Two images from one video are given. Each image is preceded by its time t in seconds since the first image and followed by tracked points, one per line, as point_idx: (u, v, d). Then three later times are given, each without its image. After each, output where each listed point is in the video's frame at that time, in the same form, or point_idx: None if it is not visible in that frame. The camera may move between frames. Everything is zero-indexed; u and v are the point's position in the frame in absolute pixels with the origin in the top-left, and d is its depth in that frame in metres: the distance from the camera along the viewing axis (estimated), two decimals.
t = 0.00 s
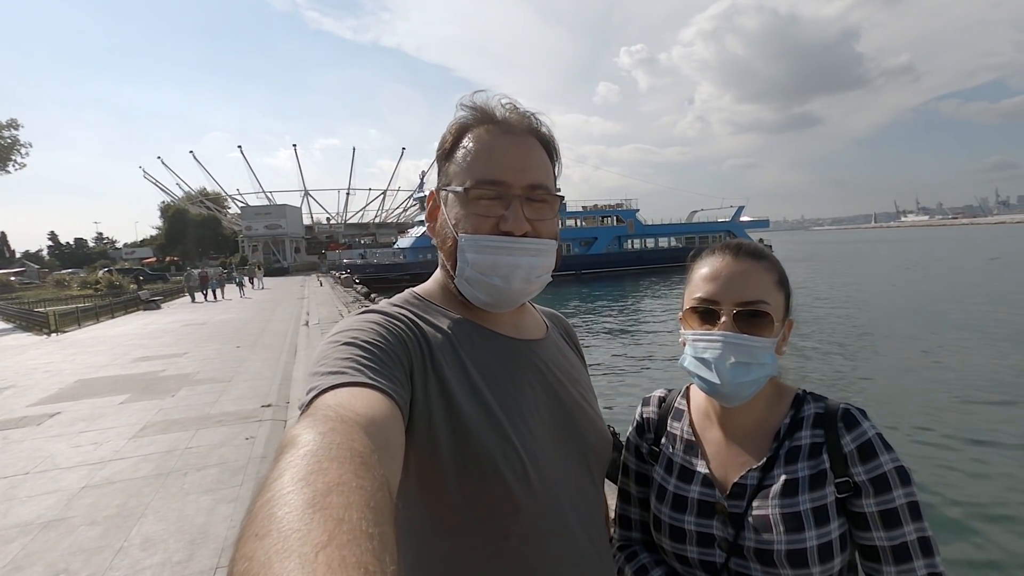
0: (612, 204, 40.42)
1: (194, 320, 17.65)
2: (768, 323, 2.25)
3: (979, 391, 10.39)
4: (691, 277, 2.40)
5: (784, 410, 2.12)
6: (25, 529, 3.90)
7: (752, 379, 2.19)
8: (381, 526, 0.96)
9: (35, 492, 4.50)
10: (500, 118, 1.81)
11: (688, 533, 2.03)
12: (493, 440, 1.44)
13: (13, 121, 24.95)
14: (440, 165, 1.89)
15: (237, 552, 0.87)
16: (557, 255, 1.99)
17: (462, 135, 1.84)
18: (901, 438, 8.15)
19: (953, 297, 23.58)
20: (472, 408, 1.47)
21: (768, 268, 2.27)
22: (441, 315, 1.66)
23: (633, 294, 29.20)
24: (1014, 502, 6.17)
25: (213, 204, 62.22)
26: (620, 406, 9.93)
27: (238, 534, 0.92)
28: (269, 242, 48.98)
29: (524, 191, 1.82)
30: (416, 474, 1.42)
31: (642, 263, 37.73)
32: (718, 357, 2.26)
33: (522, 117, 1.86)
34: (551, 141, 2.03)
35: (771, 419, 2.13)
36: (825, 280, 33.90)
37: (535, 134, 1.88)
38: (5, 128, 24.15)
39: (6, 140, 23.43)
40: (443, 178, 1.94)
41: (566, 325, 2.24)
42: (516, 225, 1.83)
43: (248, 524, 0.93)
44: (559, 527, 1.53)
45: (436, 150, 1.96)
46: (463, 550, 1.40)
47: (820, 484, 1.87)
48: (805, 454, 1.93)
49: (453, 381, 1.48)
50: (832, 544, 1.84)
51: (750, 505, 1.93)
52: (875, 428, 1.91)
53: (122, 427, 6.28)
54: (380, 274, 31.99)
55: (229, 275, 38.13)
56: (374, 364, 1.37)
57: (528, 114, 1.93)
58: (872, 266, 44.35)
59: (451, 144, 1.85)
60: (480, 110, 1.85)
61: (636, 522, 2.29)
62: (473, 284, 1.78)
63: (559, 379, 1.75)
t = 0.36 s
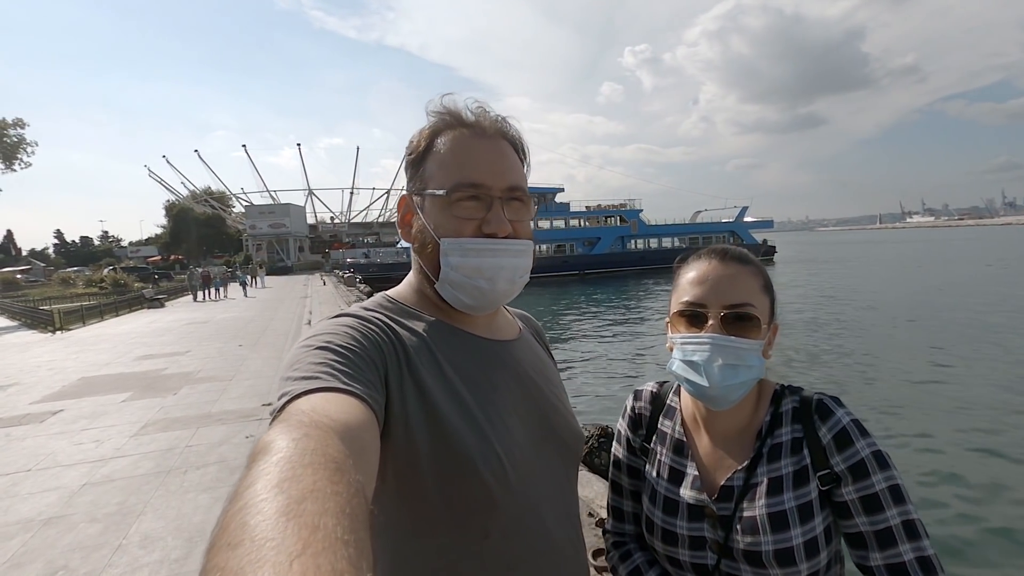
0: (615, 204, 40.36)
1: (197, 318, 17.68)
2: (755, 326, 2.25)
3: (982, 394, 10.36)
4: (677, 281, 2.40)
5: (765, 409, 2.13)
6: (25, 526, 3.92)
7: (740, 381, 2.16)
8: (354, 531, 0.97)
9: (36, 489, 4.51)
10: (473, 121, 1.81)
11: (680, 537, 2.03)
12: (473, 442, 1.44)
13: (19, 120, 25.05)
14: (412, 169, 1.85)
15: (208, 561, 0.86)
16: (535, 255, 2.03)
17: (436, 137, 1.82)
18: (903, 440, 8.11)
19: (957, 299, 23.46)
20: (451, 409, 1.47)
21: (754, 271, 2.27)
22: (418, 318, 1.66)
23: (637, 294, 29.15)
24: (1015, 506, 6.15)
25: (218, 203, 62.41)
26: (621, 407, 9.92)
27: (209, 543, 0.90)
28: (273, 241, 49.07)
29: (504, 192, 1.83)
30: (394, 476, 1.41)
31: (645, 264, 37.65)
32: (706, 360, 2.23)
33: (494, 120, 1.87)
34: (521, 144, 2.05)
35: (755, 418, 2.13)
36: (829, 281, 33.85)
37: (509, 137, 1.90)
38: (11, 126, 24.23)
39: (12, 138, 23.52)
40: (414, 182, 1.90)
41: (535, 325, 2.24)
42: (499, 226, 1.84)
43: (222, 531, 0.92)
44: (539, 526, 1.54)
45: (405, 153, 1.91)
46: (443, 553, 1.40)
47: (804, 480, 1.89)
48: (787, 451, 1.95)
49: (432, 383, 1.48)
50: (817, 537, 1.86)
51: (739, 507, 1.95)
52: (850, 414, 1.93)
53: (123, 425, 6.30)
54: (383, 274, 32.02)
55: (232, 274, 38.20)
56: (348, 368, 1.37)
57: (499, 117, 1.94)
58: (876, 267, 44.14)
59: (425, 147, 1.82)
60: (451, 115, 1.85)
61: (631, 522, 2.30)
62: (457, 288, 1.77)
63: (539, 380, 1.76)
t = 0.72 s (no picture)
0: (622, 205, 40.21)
1: (206, 317, 17.84)
2: (721, 327, 2.27)
3: (992, 397, 10.21)
4: (643, 284, 2.42)
5: (743, 411, 2.14)
6: (27, 522, 3.96)
7: (709, 385, 2.19)
8: (319, 536, 0.95)
9: (39, 485, 4.57)
10: (436, 122, 1.81)
11: (656, 541, 2.03)
12: (436, 445, 1.44)
13: (33, 121, 25.44)
14: (373, 169, 1.82)
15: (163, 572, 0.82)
16: (497, 256, 2.04)
17: (398, 137, 1.80)
18: (910, 443, 8.02)
19: (970, 302, 23.10)
20: (413, 412, 1.46)
21: (718, 270, 2.30)
22: (376, 320, 1.64)
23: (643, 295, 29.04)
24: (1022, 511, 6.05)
25: (228, 203, 62.94)
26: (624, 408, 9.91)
27: (161, 559, 0.86)
28: (282, 241, 49.40)
29: (467, 194, 1.84)
30: (354, 482, 1.39)
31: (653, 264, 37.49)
32: (674, 364, 2.26)
33: (455, 122, 1.88)
34: (480, 145, 2.06)
35: (732, 420, 2.14)
36: (840, 283, 33.48)
37: (470, 139, 1.91)
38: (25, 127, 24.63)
39: (25, 138, 23.91)
40: (375, 181, 1.87)
41: (493, 325, 2.25)
42: (464, 228, 1.85)
43: (177, 541, 0.88)
44: (501, 526, 1.54)
45: (364, 152, 1.87)
46: (406, 559, 1.39)
47: (782, 483, 1.91)
48: (766, 454, 1.96)
49: (392, 386, 1.47)
50: (795, 542, 1.86)
51: (716, 511, 1.95)
52: (829, 420, 1.96)
53: (128, 422, 6.37)
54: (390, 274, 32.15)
55: (241, 274, 38.48)
56: (305, 372, 1.34)
57: (459, 118, 1.95)
58: (888, 269, 43.57)
59: (385, 148, 1.80)
60: (413, 115, 1.84)
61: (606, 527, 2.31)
62: (421, 290, 1.77)
63: (501, 381, 1.77)
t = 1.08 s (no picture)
0: (622, 205, 40.25)
1: (203, 316, 17.82)
2: (678, 328, 2.33)
3: (984, 399, 10.25)
4: (602, 286, 2.47)
5: (701, 415, 2.20)
6: (14, 521, 3.96)
7: (666, 386, 2.27)
8: (263, 548, 0.93)
9: (28, 483, 4.56)
10: (382, 119, 1.81)
11: (612, 546, 2.07)
12: (385, 449, 1.43)
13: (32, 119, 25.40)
14: (316, 166, 1.80)
15: None
16: (445, 255, 2.05)
17: (343, 133, 1.80)
18: (901, 445, 8.06)
19: (967, 303, 23.16)
20: (360, 418, 1.44)
21: (676, 272, 2.37)
22: (321, 324, 1.62)
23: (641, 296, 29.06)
24: (1012, 512, 6.09)
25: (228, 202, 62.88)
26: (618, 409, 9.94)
27: None
28: (281, 239, 49.38)
29: (413, 190, 1.84)
30: (299, 491, 1.36)
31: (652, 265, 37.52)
32: (633, 366, 2.33)
33: (401, 120, 1.89)
34: (429, 144, 2.07)
35: (689, 424, 2.21)
36: (838, 284, 33.51)
37: (416, 137, 1.92)
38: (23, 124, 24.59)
39: (23, 136, 23.89)
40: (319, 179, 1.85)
41: (445, 326, 2.25)
42: (409, 224, 1.85)
43: (107, 562, 0.84)
44: (454, 525, 1.55)
45: (308, 150, 1.85)
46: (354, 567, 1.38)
47: (738, 488, 1.96)
48: (724, 459, 2.01)
49: (338, 390, 1.45)
50: (749, 547, 1.92)
51: (671, 515, 1.99)
52: (786, 428, 2.03)
53: (120, 421, 6.36)
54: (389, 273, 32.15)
55: (240, 272, 38.45)
56: (247, 380, 1.31)
57: (406, 117, 1.96)
58: (887, 270, 43.59)
59: (328, 144, 1.79)
60: (357, 112, 1.83)
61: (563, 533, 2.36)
62: (365, 288, 1.76)
63: (453, 382, 1.78)
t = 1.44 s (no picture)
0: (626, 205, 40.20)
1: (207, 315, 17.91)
2: (659, 329, 2.31)
3: (989, 403, 10.16)
4: (588, 285, 2.47)
5: (687, 416, 2.19)
6: (13, 517, 3.98)
7: (645, 388, 2.25)
8: (229, 552, 0.92)
9: (28, 480, 4.59)
10: (354, 114, 1.81)
11: (595, 546, 2.07)
12: (358, 451, 1.42)
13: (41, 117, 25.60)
14: (288, 161, 1.82)
15: None
16: (414, 259, 1.99)
17: (314, 127, 1.80)
18: (904, 448, 8.00)
19: (973, 306, 23.00)
20: (332, 418, 1.44)
21: (661, 272, 2.35)
22: (294, 322, 1.61)
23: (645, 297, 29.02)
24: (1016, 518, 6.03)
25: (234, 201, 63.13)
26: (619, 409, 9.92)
27: None
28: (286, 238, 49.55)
29: (379, 189, 1.81)
30: (267, 494, 1.35)
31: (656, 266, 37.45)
32: (611, 366, 2.33)
33: (377, 116, 1.87)
34: (409, 143, 2.05)
35: (673, 426, 2.20)
36: (843, 286, 33.31)
37: (393, 134, 1.89)
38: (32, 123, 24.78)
39: (32, 135, 24.08)
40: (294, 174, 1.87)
41: (425, 326, 2.25)
42: (372, 224, 1.82)
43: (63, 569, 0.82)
44: (428, 525, 1.55)
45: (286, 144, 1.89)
46: (325, 569, 1.38)
47: (722, 490, 1.94)
48: (708, 460, 2.00)
49: (310, 391, 1.44)
50: (733, 550, 1.90)
51: (654, 516, 1.98)
52: (772, 430, 2.01)
53: (122, 419, 6.39)
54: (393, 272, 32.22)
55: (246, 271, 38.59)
56: (216, 381, 1.30)
57: (385, 113, 1.94)
58: (893, 272, 43.30)
59: (299, 138, 1.81)
60: (332, 108, 1.82)
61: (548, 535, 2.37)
62: (323, 288, 1.74)
63: (430, 382, 1.78)
